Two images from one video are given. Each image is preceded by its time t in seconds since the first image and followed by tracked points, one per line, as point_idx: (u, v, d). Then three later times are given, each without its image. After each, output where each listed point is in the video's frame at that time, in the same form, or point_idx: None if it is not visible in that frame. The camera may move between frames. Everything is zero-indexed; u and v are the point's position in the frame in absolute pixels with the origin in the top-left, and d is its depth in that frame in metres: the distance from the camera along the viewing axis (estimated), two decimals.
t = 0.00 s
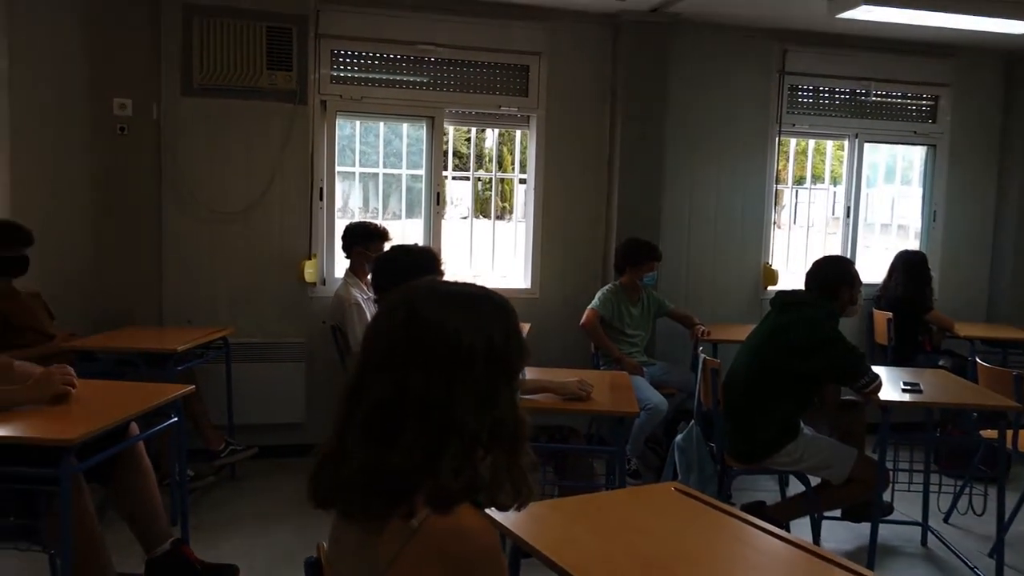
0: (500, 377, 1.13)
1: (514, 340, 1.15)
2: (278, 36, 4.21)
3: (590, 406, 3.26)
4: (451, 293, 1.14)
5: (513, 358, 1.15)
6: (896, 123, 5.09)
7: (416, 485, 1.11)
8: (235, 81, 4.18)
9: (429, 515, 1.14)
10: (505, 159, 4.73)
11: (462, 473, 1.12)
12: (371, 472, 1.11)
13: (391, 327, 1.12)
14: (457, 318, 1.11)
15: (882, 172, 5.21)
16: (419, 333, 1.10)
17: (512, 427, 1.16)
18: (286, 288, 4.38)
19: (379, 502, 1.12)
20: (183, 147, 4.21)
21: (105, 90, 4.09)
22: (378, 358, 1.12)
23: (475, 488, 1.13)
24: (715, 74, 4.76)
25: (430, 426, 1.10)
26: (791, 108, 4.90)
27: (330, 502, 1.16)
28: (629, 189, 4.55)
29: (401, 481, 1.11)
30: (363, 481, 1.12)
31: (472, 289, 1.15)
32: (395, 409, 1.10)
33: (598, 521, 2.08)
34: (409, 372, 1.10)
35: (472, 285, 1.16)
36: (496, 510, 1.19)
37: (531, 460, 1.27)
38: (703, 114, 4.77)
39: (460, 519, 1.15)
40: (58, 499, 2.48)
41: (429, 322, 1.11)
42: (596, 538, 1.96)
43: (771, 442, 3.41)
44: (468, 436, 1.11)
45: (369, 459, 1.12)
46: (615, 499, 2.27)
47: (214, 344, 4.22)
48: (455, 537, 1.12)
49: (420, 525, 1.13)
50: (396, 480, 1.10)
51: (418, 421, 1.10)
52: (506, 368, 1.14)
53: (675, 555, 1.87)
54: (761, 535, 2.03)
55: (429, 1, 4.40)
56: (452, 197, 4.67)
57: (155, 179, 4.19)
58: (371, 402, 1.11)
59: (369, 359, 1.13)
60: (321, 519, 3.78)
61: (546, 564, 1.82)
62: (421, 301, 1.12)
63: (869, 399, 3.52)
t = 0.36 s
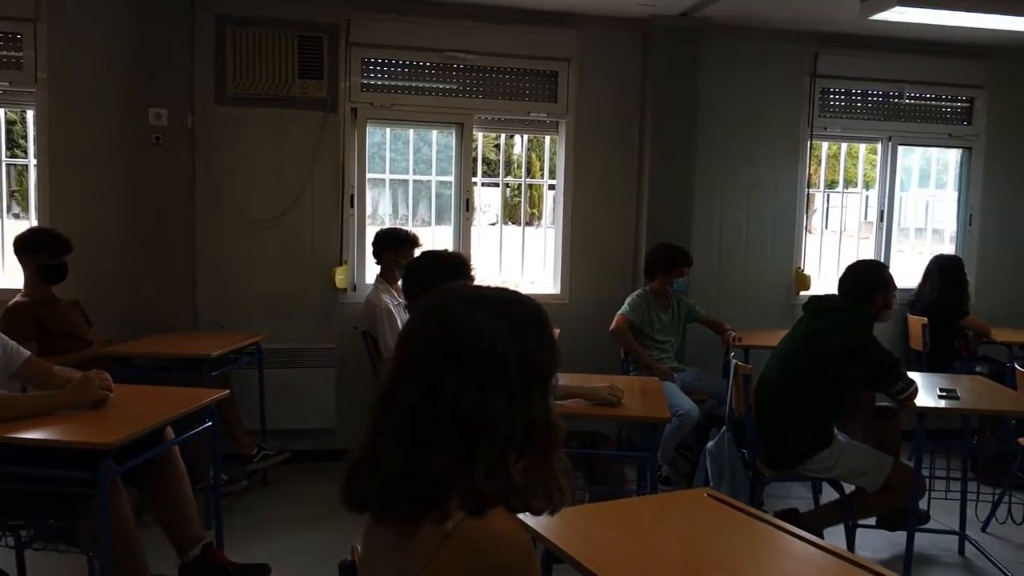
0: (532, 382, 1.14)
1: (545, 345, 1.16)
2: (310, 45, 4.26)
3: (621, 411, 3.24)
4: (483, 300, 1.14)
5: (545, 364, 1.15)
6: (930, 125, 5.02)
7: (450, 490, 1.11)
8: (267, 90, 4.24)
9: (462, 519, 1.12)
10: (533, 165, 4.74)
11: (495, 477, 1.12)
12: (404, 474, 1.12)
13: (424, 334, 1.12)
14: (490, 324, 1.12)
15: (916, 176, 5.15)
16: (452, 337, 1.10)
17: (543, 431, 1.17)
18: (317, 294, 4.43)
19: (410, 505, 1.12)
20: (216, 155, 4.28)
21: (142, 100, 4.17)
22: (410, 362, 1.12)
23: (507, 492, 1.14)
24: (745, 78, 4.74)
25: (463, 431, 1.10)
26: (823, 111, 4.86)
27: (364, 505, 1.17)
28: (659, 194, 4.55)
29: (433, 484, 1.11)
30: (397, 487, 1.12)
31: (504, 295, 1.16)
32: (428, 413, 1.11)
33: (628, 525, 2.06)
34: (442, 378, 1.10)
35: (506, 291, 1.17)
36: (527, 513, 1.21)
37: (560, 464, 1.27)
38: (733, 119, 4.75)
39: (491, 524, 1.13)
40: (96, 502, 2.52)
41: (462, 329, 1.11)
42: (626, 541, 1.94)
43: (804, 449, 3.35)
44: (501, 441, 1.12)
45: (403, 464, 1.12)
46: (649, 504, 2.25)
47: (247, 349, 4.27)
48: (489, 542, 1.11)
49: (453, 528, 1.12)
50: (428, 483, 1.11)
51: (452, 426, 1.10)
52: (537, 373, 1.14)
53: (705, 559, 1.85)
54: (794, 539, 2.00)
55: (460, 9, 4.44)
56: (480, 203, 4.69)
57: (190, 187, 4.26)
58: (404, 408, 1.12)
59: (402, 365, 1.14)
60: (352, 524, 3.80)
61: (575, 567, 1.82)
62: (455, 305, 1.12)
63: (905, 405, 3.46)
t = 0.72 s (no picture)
0: (563, 382, 1.12)
1: (575, 344, 1.14)
2: (337, 50, 4.30)
3: (647, 415, 3.21)
4: (512, 300, 1.12)
5: (576, 364, 1.13)
6: (960, 127, 4.96)
7: (480, 491, 1.09)
8: (294, 94, 4.28)
9: (494, 520, 1.10)
10: (558, 169, 4.74)
11: (527, 477, 1.10)
12: (433, 476, 1.09)
13: (453, 334, 1.10)
14: (520, 323, 1.09)
15: (945, 179, 5.09)
16: (481, 338, 1.08)
17: (575, 431, 1.14)
18: (344, 297, 4.45)
19: (440, 507, 1.10)
20: (244, 160, 4.32)
21: (171, 105, 4.23)
22: (438, 364, 1.10)
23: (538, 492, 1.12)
24: (770, 81, 4.71)
25: (494, 432, 1.08)
26: (851, 113, 4.82)
27: (395, 506, 1.15)
28: (684, 198, 4.53)
29: (464, 486, 1.08)
30: (427, 489, 1.10)
31: (532, 294, 1.14)
32: (457, 414, 1.08)
33: (658, 528, 2.04)
34: (472, 378, 1.07)
35: (537, 293, 1.16)
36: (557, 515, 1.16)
37: (590, 464, 1.25)
38: (759, 121, 4.73)
39: (522, 526, 1.11)
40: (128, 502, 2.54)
41: (492, 329, 1.08)
42: (654, 543, 1.92)
43: (831, 453, 3.30)
44: (532, 441, 1.09)
45: (433, 466, 1.09)
46: (679, 507, 2.23)
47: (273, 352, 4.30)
48: (521, 542, 1.09)
49: (484, 529, 1.09)
50: (459, 484, 1.08)
51: (482, 426, 1.07)
52: (569, 373, 1.12)
53: (734, 561, 1.83)
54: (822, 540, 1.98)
55: (486, 13, 4.46)
56: (504, 207, 4.70)
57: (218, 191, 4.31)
58: (433, 410, 1.09)
59: (431, 366, 1.12)
60: (377, 526, 3.80)
61: (603, 569, 1.80)
62: (482, 307, 1.11)
63: (937, 410, 3.41)
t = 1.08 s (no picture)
0: (582, 382, 1.11)
1: (596, 345, 1.13)
2: (354, 48, 4.32)
3: (662, 414, 3.20)
4: (531, 300, 1.12)
5: (595, 365, 1.12)
6: (980, 127, 4.92)
7: (498, 490, 1.09)
8: (311, 92, 4.30)
9: (513, 518, 1.09)
10: (573, 167, 4.74)
11: (545, 476, 1.09)
12: (451, 474, 1.09)
13: (471, 333, 1.10)
14: (538, 323, 1.09)
15: (964, 179, 5.05)
16: (498, 336, 1.08)
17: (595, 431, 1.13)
18: (360, 294, 4.47)
19: (456, 503, 1.10)
20: (261, 157, 4.35)
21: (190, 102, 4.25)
22: (456, 360, 1.10)
23: (557, 493, 1.11)
24: (788, 80, 4.70)
25: (512, 432, 1.08)
26: (870, 113, 4.79)
27: (413, 502, 1.16)
28: (701, 197, 4.52)
29: (480, 484, 1.08)
30: (444, 487, 1.10)
31: (551, 293, 1.13)
32: (474, 412, 1.08)
33: (675, 527, 2.03)
34: (490, 378, 1.07)
35: (558, 291, 1.15)
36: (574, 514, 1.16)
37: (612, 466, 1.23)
38: (776, 121, 4.71)
39: (541, 525, 1.09)
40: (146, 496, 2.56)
41: (510, 329, 1.08)
42: (670, 543, 1.92)
43: (847, 455, 3.27)
44: (549, 441, 1.08)
45: (451, 464, 1.09)
46: (696, 505, 2.22)
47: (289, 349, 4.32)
48: (542, 540, 1.08)
49: (503, 527, 1.09)
50: (475, 482, 1.08)
51: (499, 425, 1.07)
52: (588, 373, 1.11)
53: (751, 560, 1.83)
54: (841, 539, 1.98)
55: (503, 11, 4.46)
56: (519, 205, 4.70)
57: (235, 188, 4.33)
58: (452, 408, 1.10)
59: (449, 365, 1.12)
60: (391, 522, 3.81)
61: (619, 568, 1.80)
62: (500, 305, 1.11)
63: (955, 412, 3.38)
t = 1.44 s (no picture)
0: (595, 381, 1.11)
1: (610, 345, 1.13)
2: (364, 46, 4.32)
3: (672, 413, 3.19)
4: (547, 298, 1.11)
5: (609, 365, 1.12)
6: (992, 126, 4.89)
7: (509, 488, 1.08)
8: (321, 89, 4.31)
9: (524, 515, 1.08)
10: (583, 165, 4.74)
11: (557, 473, 1.09)
12: (462, 470, 1.09)
13: (486, 329, 1.09)
14: (553, 320, 1.09)
15: (976, 178, 5.03)
16: (513, 333, 1.08)
17: (606, 431, 1.13)
18: (370, 291, 4.48)
19: (469, 500, 1.09)
20: (272, 155, 4.36)
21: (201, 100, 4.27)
22: (471, 356, 1.10)
23: (567, 492, 1.11)
24: (799, 78, 4.68)
25: (525, 429, 1.07)
26: (882, 111, 4.77)
27: (426, 497, 1.15)
28: (711, 196, 4.52)
29: (494, 480, 1.08)
30: (455, 483, 1.09)
31: (567, 291, 1.13)
32: (489, 408, 1.08)
33: (685, 526, 2.03)
34: (504, 374, 1.07)
35: (572, 289, 1.15)
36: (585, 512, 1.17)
37: (622, 467, 1.23)
38: (787, 119, 4.70)
39: (552, 522, 1.08)
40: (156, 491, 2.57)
41: (525, 326, 1.08)
42: (681, 542, 1.91)
43: (858, 455, 3.23)
44: (561, 440, 1.08)
45: (463, 459, 1.09)
46: (706, 505, 2.22)
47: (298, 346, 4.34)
48: (554, 538, 1.06)
49: (512, 525, 1.07)
50: (489, 477, 1.08)
51: (512, 422, 1.07)
52: (602, 373, 1.11)
53: (761, 560, 1.82)
54: (852, 539, 1.97)
55: (513, 9, 4.46)
56: (528, 203, 4.70)
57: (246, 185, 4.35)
58: (464, 404, 1.09)
59: (463, 360, 1.12)
60: (400, 519, 3.82)
61: (630, 567, 1.79)
62: (515, 301, 1.10)
63: (967, 413, 3.36)
